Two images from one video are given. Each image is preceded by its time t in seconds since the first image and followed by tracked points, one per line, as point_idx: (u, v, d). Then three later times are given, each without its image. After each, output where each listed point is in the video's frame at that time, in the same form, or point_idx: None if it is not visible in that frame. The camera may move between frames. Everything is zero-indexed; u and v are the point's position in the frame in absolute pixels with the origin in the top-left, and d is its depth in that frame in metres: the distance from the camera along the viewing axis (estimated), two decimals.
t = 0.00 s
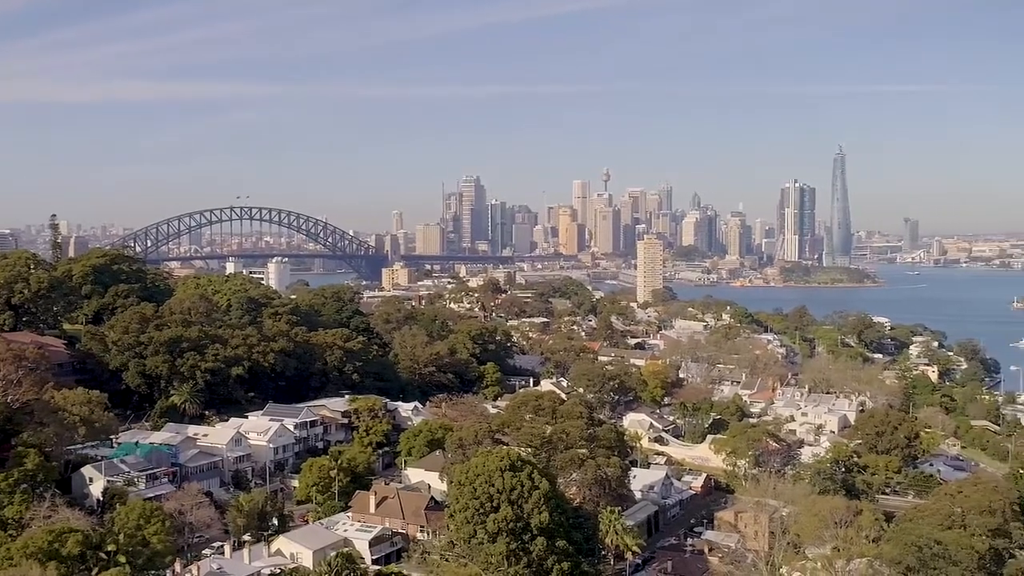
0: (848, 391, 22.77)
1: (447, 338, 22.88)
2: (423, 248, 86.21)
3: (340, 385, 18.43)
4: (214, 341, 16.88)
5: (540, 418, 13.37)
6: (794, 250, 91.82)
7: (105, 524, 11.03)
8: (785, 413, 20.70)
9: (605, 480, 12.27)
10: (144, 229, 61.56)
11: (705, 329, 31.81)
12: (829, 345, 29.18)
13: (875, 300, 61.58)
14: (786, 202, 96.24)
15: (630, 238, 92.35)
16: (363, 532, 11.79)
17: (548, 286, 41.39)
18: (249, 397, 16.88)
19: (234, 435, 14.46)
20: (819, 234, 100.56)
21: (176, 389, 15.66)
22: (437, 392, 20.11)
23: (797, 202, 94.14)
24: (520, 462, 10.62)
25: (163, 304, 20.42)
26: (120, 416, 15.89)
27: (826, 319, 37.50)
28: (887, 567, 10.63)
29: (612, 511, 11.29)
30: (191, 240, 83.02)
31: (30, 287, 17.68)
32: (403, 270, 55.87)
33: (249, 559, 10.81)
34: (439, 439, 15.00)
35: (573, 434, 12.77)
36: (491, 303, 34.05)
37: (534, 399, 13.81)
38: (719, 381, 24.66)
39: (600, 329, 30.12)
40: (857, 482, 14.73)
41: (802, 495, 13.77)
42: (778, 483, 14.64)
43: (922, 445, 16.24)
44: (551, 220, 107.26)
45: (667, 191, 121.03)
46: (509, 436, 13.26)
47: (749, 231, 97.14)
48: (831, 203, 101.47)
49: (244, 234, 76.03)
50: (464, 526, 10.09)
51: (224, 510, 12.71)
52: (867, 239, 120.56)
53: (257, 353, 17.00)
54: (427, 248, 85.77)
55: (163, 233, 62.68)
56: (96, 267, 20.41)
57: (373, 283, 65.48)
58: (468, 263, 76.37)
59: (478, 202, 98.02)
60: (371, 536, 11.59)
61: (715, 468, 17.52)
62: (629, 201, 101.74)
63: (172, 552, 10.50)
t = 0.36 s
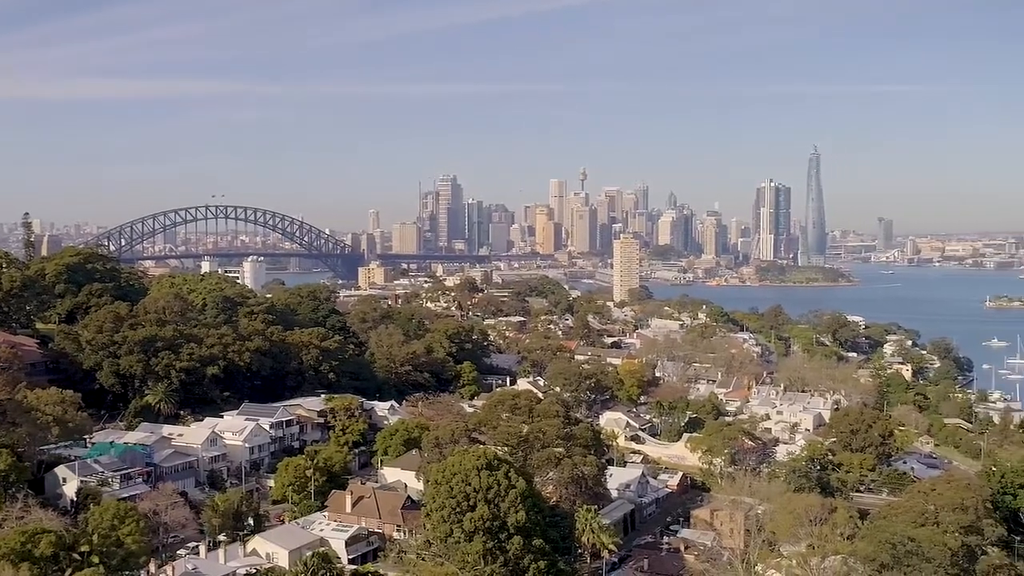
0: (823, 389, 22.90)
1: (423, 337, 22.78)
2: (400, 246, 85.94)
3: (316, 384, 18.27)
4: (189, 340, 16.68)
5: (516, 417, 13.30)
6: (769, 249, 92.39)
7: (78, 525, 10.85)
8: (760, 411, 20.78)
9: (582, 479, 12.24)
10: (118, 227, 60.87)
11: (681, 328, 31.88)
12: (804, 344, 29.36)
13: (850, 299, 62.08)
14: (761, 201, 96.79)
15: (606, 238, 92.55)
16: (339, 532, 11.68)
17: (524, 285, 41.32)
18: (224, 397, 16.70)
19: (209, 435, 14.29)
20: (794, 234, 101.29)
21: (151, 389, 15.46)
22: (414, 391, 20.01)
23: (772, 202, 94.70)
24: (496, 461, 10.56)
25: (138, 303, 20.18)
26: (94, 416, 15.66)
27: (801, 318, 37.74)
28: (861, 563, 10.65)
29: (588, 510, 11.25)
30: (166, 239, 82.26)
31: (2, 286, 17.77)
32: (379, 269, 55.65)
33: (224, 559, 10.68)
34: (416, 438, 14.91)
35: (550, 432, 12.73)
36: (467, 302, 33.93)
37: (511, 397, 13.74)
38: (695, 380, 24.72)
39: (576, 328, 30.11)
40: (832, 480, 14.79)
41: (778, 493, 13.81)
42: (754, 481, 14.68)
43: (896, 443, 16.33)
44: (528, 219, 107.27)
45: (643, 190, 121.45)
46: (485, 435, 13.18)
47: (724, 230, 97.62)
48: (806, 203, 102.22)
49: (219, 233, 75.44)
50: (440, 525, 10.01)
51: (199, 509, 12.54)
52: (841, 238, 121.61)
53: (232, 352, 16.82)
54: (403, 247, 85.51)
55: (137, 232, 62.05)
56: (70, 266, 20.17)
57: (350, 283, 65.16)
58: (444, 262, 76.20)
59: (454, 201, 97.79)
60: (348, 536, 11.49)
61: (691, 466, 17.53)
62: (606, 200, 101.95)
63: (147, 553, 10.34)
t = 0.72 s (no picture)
0: (797, 388, 23.03)
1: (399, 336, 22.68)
2: (375, 245, 85.60)
3: (291, 384, 18.13)
4: (163, 340, 16.50)
5: (492, 416, 13.26)
6: (744, 248, 92.92)
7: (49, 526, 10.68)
8: (735, 410, 20.87)
9: (558, 477, 12.22)
10: (90, 226, 60.16)
11: (656, 327, 31.95)
12: (779, 343, 29.53)
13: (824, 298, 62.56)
14: (736, 200, 97.31)
15: (582, 237, 92.70)
16: (314, 532, 11.59)
17: (500, 284, 41.27)
18: (198, 397, 16.53)
19: (183, 435, 14.14)
20: (769, 233, 101.96)
21: (124, 389, 15.28)
22: (389, 391, 19.92)
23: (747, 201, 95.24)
24: (472, 460, 10.52)
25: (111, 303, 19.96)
26: (66, 416, 15.45)
27: (775, 317, 37.96)
28: (834, 561, 10.70)
29: (564, 508, 11.23)
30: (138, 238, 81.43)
31: None
32: (355, 268, 55.42)
33: (199, 559, 10.56)
34: (391, 438, 14.83)
35: (526, 431, 12.70)
36: (443, 301, 33.83)
37: (487, 397, 13.69)
38: (670, 379, 24.79)
39: (552, 327, 30.11)
40: (806, 478, 14.86)
41: (752, 491, 13.86)
42: (729, 479, 14.72)
43: (869, 441, 16.44)
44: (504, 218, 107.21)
45: (619, 189, 121.73)
46: (461, 434, 13.13)
47: (700, 229, 98.05)
48: (780, 202, 102.94)
49: (193, 232, 74.78)
50: (416, 524, 9.95)
51: (173, 510, 12.41)
52: (815, 237, 122.57)
53: (207, 352, 16.65)
54: (379, 246, 85.20)
55: (110, 231, 61.36)
56: (42, 265, 19.91)
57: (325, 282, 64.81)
58: (420, 262, 75.99)
59: (430, 200, 97.53)
60: (323, 536, 11.40)
61: (666, 465, 17.57)
62: (582, 199, 102.11)
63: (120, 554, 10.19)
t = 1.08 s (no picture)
0: (771, 386, 23.14)
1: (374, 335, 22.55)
2: (350, 244, 85.20)
3: (266, 383, 17.97)
4: (136, 339, 16.28)
5: (467, 415, 13.19)
6: (719, 247, 93.45)
7: (19, 527, 10.51)
8: (710, 408, 20.93)
9: (533, 476, 12.18)
10: (62, 225, 59.42)
11: (631, 326, 32.00)
12: (753, 342, 29.67)
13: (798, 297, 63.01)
14: (711, 200, 97.80)
15: (558, 236, 92.77)
16: (289, 532, 11.47)
17: (476, 283, 41.16)
18: (172, 396, 16.33)
19: (156, 435, 13.95)
20: (743, 233, 102.54)
21: (97, 389, 15.06)
22: (364, 390, 19.80)
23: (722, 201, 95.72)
24: (448, 460, 10.45)
25: (82, 302, 19.69)
26: (37, 416, 15.21)
27: (750, 317, 38.17)
28: (808, 559, 10.73)
29: (539, 507, 11.18)
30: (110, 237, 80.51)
31: None
32: (330, 267, 55.12)
33: (172, 560, 10.42)
34: (366, 437, 14.72)
35: (501, 430, 12.64)
36: (419, 301, 33.70)
37: (462, 396, 13.62)
38: (645, 378, 24.83)
39: (528, 326, 30.06)
40: (780, 476, 14.91)
41: (727, 489, 13.89)
42: (703, 478, 14.75)
43: (842, 440, 16.53)
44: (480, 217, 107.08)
45: (595, 189, 121.93)
46: (437, 433, 13.05)
47: (675, 228, 98.41)
48: (754, 202, 103.55)
49: (166, 231, 74.07)
50: (392, 524, 9.86)
51: (146, 511, 12.25)
52: (789, 237, 123.46)
53: (180, 351, 16.46)
54: (354, 245, 84.81)
55: (82, 230, 60.64)
56: (12, 264, 19.59)
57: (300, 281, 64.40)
58: (395, 261, 75.72)
59: (406, 199, 97.21)
60: (298, 536, 11.29)
61: (642, 463, 17.57)
62: (558, 199, 102.20)
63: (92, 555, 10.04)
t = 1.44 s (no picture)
0: (745, 385, 23.24)
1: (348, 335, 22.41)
2: (324, 244, 84.77)
3: (240, 383, 17.81)
4: (108, 339, 16.05)
5: (442, 414, 13.11)
6: (693, 247, 93.90)
7: None
8: (684, 407, 20.99)
9: (509, 476, 12.16)
10: (32, 224, 58.67)
11: (607, 325, 32.04)
12: (728, 341, 29.80)
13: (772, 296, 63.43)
14: (685, 200, 98.24)
15: (533, 236, 92.80)
16: (263, 532, 11.35)
17: (451, 283, 41.04)
18: (145, 396, 16.13)
19: (128, 436, 13.76)
20: (717, 232, 103.11)
21: (68, 389, 14.85)
22: (339, 390, 19.67)
23: (696, 200, 96.17)
24: (423, 459, 10.37)
25: (53, 301, 19.40)
26: (8, 417, 14.97)
27: (724, 316, 38.38)
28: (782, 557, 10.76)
29: (514, 507, 11.12)
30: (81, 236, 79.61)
31: None
32: (304, 266, 54.76)
33: (145, 561, 10.28)
34: (341, 437, 14.61)
35: (476, 429, 12.59)
36: (393, 301, 33.54)
37: (437, 395, 13.54)
38: (620, 377, 24.86)
39: (503, 326, 30.00)
40: (754, 475, 14.95)
41: (701, 488, 13.93)
42: (678, 476, 14.77)
43: (815, 438, 16.63)
44: (455, 217, 106.89)
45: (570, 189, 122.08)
46: (412, 433, 12.97)
47: (650, 228, 98.76)
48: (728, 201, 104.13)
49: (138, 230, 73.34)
50: (366, 524, 9.77)
51: (119, 512, 12.09)
52: (763, 237, 124.30)
53: (153, 351, 16.26)
54: (328, 244, 84.37)
55: (52, 228, 59.91)
56: None
57: (274, 280, 63.98)
58: (370, 260, 75.41)
59: (380, 198, 96.83)
60: (272, 536, 11.17)
61: (616, 462, 17.59)
62: (533, 198, 102.22)
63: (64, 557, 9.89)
